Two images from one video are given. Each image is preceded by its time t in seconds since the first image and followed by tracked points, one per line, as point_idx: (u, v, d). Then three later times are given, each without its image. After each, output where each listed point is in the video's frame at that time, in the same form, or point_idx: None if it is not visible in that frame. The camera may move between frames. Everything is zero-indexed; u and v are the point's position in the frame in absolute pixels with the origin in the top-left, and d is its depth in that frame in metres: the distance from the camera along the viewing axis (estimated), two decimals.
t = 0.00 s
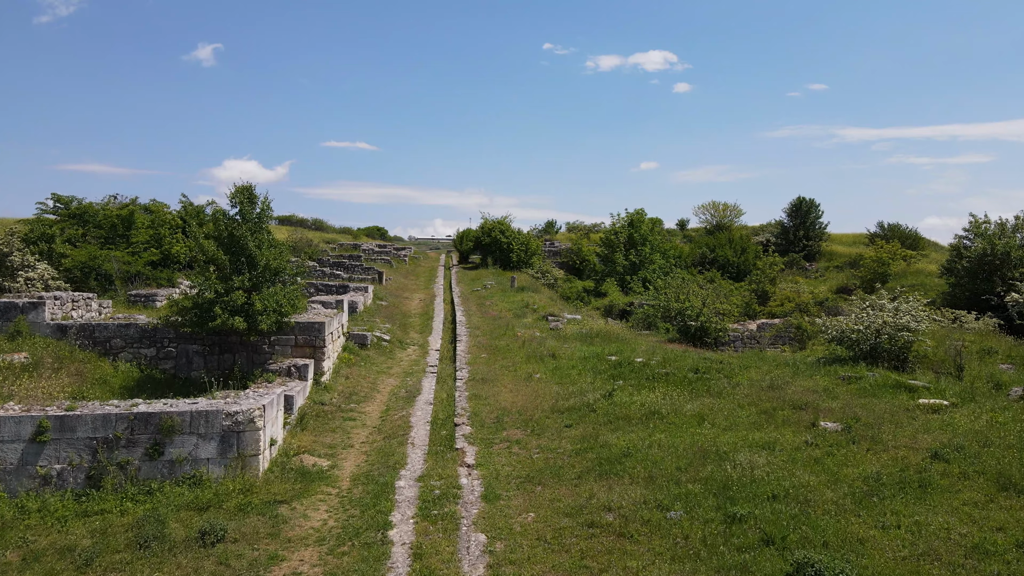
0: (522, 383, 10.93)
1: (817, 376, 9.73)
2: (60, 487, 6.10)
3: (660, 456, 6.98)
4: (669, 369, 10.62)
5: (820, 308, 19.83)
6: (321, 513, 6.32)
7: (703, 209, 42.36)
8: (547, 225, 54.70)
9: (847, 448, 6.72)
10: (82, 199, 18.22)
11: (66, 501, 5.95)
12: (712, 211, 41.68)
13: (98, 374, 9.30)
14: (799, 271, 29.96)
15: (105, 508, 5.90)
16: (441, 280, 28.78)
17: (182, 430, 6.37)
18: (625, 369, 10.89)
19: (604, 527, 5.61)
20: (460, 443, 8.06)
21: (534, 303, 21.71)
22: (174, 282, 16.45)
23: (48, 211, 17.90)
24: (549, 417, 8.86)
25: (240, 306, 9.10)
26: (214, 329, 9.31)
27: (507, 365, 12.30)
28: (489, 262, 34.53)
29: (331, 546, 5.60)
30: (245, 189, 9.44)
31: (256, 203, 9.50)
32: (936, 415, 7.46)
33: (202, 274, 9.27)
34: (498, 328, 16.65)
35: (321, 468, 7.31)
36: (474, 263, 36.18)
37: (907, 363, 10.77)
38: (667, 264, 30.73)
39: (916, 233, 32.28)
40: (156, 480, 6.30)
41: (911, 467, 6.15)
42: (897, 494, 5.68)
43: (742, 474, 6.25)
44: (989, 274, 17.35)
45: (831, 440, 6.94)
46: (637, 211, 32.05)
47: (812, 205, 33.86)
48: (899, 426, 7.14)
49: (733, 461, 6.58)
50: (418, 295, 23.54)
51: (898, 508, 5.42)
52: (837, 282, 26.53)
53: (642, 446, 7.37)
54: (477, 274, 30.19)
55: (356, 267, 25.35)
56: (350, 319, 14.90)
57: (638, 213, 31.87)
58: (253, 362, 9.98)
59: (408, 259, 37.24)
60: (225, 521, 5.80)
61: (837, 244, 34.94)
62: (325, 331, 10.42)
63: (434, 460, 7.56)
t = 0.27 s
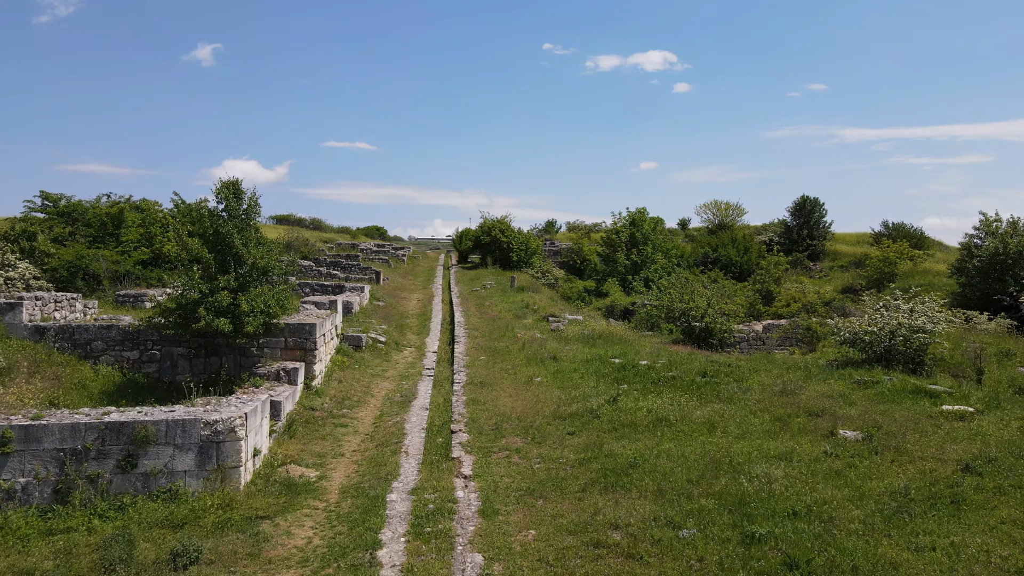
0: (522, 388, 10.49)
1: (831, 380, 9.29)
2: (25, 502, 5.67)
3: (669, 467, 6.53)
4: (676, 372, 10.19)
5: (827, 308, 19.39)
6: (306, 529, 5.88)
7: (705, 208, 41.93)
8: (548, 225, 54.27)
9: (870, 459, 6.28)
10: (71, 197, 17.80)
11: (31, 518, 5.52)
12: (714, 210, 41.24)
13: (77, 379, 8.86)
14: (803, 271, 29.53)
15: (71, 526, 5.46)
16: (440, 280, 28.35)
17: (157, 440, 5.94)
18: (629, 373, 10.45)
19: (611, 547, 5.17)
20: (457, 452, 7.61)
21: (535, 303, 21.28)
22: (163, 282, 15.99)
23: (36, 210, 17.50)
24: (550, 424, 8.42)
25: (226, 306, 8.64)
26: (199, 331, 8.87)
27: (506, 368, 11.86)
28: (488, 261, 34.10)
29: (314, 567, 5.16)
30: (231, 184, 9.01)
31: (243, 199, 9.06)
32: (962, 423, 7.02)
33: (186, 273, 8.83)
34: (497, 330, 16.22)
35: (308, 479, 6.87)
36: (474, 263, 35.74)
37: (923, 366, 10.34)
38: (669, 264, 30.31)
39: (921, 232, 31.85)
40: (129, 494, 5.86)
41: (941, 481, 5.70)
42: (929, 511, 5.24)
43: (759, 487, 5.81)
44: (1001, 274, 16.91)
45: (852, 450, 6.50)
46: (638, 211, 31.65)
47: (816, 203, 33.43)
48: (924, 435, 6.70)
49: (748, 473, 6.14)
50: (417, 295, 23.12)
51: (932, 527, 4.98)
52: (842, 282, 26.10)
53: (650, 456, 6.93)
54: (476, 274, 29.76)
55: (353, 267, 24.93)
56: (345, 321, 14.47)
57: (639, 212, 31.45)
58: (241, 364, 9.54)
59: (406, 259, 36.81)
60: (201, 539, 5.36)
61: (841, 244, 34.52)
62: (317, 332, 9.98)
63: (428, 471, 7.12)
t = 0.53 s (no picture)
0: (523, 393, 10.04)
1: (847, 386, 8.84)
2: None
3: (681, 482, 6.08)
4: (683, 378, 9.73)
5: (835, 309, 18.95)
6: (289, 550, 5.42)
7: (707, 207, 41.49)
8: (548, 224, 53.82)
9: (898, 474, 5.83)
10: (59, 195, 17.35)
11: None
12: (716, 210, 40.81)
13: (53, 384, 8.42)
14: (807, 271, 29.08)
15: (32, 549, 5.02)
16: (439, 280, 27.90)
17: (127, 454, 5.49)
18: (634, 378, 10.01)
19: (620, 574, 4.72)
20: (453, 463, 7.16)
21: (535, 304, 20.83)
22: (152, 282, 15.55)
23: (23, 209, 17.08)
24: (552, 433, 7.97)
25: (210, 308, 8.17)
26: (182, 334, 8.41)
27: (506, 372, 11.41)
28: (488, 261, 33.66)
29: None
30: (216, 179, 8.56)
31: (228, 195, 8.61)
32: (993, 433, 6.57)
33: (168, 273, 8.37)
34: (497, 331, 15.77)
35: (294, 494, 6.42)
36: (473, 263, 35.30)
37: (943, 370, 9.90)
38: (672, 263, 29.86)
39: (927, 231, 31.41)
40: (97, 513, 5.41)
41: (978, 499, 5.25)
42: (968, 534, 4.78)
43: (779, 506, 5.36)
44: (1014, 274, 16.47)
45: (877, 463, 6.05)
46: (640, 210, 31.22)
47: (820, 202, 32.99)
48: (954, 447, 6.25)
49: (766, 489, 5.69)
50: (415, 296, 22.66)
51: (973, 553, 4.52)
52: (848, 282, 25.66)
53: (659, 468, 6.48)
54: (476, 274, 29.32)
55: (350, 267, 24.48)
56: (339, 322, 14.01)
57: (641, 212, 31.02)
58: (227, 369, 9.08)
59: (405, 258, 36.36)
60: (171, 564, 4.90)
61: (845, 243, 34.07)
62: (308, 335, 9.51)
63: (423, 484, 6.67)
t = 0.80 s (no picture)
0: (524, 400, 9.59)
1: (865, 392, 8.38)
2: None
3: (695, 499, 5.62)
4: (692, 384, 9.28)
5: (842, 311, 18.51)
6: None
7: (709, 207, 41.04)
8: (549, 224, 53.38)
9: (931, 492, 5.37)
10: (47, 193, 16.88)
11: None
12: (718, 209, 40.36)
13: (27, 391, 7.96)
14: (812, 271, 28.65)
15: None
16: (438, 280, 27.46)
17: (93, 471, 5.03)
18: (640, 385, 9.56)
19: None
20: (449, 476, 6.70)
21: (536, 305, 20.39)
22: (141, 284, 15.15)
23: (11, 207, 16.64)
24: (555, 443, 7.51)
25: (192, 311, 7.71)
26: (163, 339, 7.95)
27: (506, 377, 10.96)
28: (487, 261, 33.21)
29: None
30: (199, 175, 8.10)
31: (212, 191, 8.15)
32: None
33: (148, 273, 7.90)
34: (496, 333, 15.32)
35: (278, 512, 5.96)
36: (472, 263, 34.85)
37: (960, 373, 9.48)
38: (674, 263, 29.41)
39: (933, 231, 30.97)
40: (60, 536, 4.95)
41: None
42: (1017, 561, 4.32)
43: (804, 528, 4.90)
44: None
45: (908, 480, 5.58)
46: (642, 209, 30.78)
47: (825, 201, 32.55)
48: (989, 462, 5.79)
49: (789, 509, 5.23)
50: (413, 297, 22.22)
51: None
52: (854, 283, 25.21)
53: (671, 484, 6.03)
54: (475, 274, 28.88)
55: (347, 267, 24.05)
56: (334, 325, 13.57)
57: (643, 211, 30.57)
58: (213, 375, 8.63)
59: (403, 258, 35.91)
60: None
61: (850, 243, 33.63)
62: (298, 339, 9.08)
63: (416, 501, 6.21)
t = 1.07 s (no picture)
0: (526, 407, 9.12)
1: (888, 400, 7.92)
2: None
3: (713, 521, 5.16)
4: (703, 391, 8.80)
5: (852, 312, 18.04)
6: None
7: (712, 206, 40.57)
8: (550, 224, 52.91)
9: (972, 514, 4.90)
10: (35, 192, 16.44)
11: None
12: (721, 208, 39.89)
13: None
14: (818, 271, 28.19)
15: None
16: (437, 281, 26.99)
17: (53, 492, 4.57)
18: (649, 392, 9.10)
19: None
20: (446, 493, 6.23)
21: (537, 306, 19.91)
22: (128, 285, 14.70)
23: None
24: (559, 456, 7.04)
25: (173, 314, 7.23)
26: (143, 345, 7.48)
27: (507, 383, 10.49)
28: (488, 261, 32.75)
29: None
30: (180, 170, 7.63)
31: (194, 187, 7.68)
32: None
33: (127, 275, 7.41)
34: (497, 336, 14.86)
35: (260, 533, 5.49)
36: (473, 264, 34.38)
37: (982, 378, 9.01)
38: (678, 263, 28.94)
39: (940, 231, 30.48)
40: (15, 564, 4.49)
41: None
42: None
43: (837, 556, 4.43)
44: None
45: (946, 500, 5.12)
46: (645, 208, 30.31)
47: (830, 201, 32.09)
48: None
49: (818, 534, 4.76)
50: (412, 298, 21.75)
51: None
52: (862, 283, 24.74)
53: (685, 502, 5.56)
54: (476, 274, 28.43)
55: (345, 267, 23.58)
56: (329, 327, 13.10)
57: (646, 210, 30.12)
58: (197, 381, 8.17)
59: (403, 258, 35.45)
60: None
61: (855, 243, 33.15)
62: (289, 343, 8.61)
63: (410, 520, 5.74)
